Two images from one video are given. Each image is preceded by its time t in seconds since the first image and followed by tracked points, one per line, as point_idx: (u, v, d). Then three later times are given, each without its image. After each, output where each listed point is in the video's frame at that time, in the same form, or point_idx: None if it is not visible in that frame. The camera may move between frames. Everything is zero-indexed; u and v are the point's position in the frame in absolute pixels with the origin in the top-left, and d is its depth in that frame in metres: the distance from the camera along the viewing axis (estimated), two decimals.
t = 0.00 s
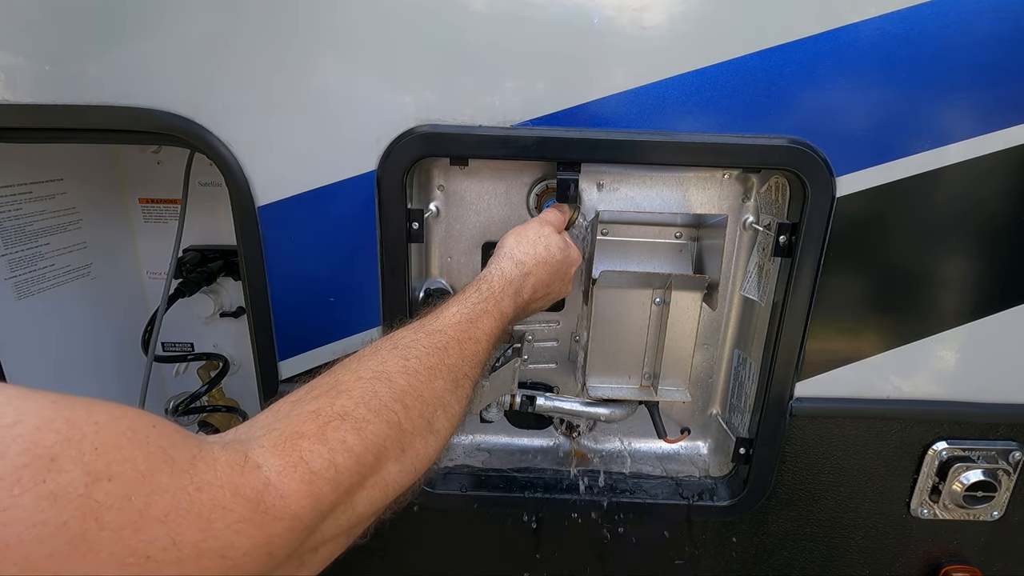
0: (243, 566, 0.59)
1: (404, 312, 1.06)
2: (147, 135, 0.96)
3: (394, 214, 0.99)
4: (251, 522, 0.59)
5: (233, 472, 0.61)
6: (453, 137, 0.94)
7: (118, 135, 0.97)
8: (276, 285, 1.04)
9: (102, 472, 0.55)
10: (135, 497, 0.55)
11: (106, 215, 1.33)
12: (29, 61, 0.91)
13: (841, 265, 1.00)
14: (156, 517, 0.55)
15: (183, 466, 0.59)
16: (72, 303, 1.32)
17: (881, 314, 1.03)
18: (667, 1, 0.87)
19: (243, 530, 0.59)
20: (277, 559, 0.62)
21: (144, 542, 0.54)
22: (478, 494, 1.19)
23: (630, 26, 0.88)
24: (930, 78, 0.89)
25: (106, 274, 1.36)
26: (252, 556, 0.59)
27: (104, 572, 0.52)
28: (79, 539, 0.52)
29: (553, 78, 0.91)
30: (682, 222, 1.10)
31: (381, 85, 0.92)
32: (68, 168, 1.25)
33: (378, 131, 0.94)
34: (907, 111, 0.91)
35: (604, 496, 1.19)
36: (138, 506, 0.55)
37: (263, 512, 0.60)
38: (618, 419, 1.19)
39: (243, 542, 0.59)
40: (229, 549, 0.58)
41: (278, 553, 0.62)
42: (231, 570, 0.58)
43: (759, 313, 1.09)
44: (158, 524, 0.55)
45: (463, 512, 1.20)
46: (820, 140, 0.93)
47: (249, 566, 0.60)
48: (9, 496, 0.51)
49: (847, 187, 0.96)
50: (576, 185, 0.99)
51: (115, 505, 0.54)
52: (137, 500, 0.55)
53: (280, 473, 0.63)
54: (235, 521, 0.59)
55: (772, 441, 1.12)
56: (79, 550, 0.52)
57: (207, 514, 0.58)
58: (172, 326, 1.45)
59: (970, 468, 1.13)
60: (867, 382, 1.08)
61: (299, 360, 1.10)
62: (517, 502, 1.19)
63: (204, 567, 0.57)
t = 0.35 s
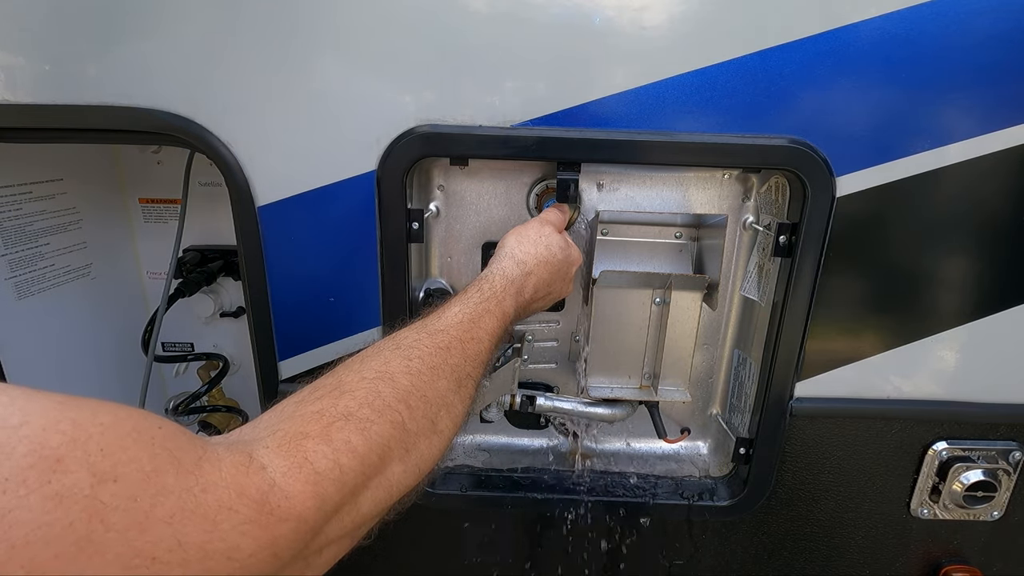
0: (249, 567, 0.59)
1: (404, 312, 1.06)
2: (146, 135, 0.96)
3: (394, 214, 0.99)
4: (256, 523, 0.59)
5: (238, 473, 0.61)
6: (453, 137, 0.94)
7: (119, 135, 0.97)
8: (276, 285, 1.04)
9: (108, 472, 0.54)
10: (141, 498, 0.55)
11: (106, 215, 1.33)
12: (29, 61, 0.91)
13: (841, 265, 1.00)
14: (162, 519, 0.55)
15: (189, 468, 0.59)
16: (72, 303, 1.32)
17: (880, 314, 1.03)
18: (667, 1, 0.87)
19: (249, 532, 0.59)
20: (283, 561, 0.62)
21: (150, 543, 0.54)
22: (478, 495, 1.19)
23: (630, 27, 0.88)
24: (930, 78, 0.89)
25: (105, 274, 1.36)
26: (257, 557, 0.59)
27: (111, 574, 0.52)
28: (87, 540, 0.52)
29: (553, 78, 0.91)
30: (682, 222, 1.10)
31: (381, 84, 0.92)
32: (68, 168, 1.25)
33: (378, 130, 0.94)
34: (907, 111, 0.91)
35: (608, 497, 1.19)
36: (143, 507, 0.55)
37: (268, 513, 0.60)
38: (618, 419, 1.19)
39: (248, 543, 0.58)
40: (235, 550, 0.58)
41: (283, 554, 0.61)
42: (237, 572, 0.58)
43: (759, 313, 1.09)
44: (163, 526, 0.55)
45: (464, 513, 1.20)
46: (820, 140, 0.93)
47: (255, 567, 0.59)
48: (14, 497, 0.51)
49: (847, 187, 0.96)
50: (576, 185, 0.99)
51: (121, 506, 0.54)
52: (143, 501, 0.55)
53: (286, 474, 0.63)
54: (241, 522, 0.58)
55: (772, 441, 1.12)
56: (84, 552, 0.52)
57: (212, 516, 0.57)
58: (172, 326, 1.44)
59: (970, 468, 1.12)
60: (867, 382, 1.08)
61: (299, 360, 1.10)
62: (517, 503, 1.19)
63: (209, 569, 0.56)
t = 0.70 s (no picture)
0: (209, 532, 0.59)
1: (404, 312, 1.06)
2: (146, 135, 0.96)
3: (393, 214, 0.99)
4: (214, 486, 0.59)
5: (196, 437, 0.62)
6: (453, 137, 0.94)
7: (119, 135, 0.96)
8: (275, 285, 1.04)
9: (54, 432, 0.56)
10: (88, 459, 0.57)
11: (106, 215, 1.33)
12: (29, 61, 0.91)
13: (841, 264, 1.00)
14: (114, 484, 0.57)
15: (145, 432, 0.60)
16: (72, 303, 1.32)
17: (881, 313, 1.03)
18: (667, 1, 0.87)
19: (206, 494, 0.59)
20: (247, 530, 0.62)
21: (97, 504, 0.56)
22: (477, 495, 1.19)
23: (630, 26, 0.88)
24: (930, 78, 0.89)
25: (105, 274, 1.37)
26: (216, 521, 0.59)
27: (55, 531, 0.55)
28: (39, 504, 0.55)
29: (552, 78, 0.91)
30: (682, 222, 1.10)
31: (381, 84, 0.92)
32: (68, 168, 1.25)
33: (378, 130, 0.94)
34: (907, 111, 0.91)
35: (604, 497, 1.20)
36: (90, 467, 0.56)
37: (228, 477, 0.60)
38: (619, 419, 1.18)
39: (206, 506, 0.59)
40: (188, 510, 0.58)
41: (247, 519, 0.61)
42: (195, 535, 0.58)
43: (759, 313, 1.09)
44: (111, 486, 0.56)
45: (462, 512, 1.21)
46: (820, 139, 0.93)
47: (215, 532, 0.59)
48: None
49: (847, 187, 0.95)
50: (576, 185, 0.99)
51: (66, 466, 0.56)
52: (90, 461, 0.56)
53: (251, 439, 0.63)
54: (198, 484, 0.59)
55: (772, 441, 1.12)
56: (27, 508, 0.55)
57: (167, 478, 0.58)
58: (171, 325, 1.44)
59: (970, 468, 1.12)
60: (867, 382, 1.08)
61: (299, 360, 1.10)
62: (516, 502, 1.20)
63: (164, 530, 0.57)
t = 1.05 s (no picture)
0: (169, 494, 0.58)
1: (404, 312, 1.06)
2: (148, 136, 0.96)
3: (393, 214, 0.99)
4: (175, 447, 0.59)
5: (160, 401, 0.62)
6: (454, 137, 0.94)
7: (118, 134, 0.96)
8: (275, 284, 1.04)
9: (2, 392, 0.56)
10: (38, 417, 0.56)
11: (107, 216, 1.34)
12: (29, 62, 0.91)
13: (841, 264, 1.01)
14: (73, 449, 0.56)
15: (98, 392, 0.60)
16: (72, 304, 1.32)
17: (880, 313, 1.03)
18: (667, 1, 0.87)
19: (164, 454, 0.58)
20: (212, 495, 0.61)
21: (47, 461, 0.54)
22: (477, 495, 1.19)
23: (630, 27, 0.88)
24: (930, 79, 0.89)
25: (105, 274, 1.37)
26: (177, 483, 0.58)
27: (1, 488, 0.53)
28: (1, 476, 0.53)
29: (552, 78, 0.91)
30: (682, 222, 1.10)
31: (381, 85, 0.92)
32: (69, 168, 1.25)
33: (378, 130, 0.94)
34: (907, 111, 0.91)
35: (604, 496, 1.20)
36: (40, 425, 0.56)
37: (188, 438, 0.60)
38: (619, 420, 1.18)
39: (164, 467, 0.58)
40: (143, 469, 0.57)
41: (211, 485, 0.60)
42: (154, 496, 0.57)
43: (759, 313, 1.09)
44: (63, 444, 0.56)
45: (462, 512, 1.20)
46: (820, 139, 0.93)
47: (175, 494, 0.58)
48: None
49: (847, 187, 0.96)
50: (576, 185, 0.99)
51: (14, 424, 0.55)
52: (39, 419, 0.56)
53: (218, 403, 0.63)
54: (156, 444, 0.58)
55: (772, 441, 1.12)
56: None
57: (122, 438, 0.58)
58: (171, 326, 1.45)
59: (970, 469, 1.12)
60: (867, 382, 1.08)
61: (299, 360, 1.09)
62: (514, 502, 1.20)
63: (120, 490, 0.56)
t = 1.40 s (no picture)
0: (195, 496, 0.57)
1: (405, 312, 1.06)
2: (149, 136, 0.96)
3: (393, 214, 0.99)
4: (199, 447, 0.57)
5: (183, 400, 0.61)
6: (453, 137, 0.94)
7: (118, 135, 0.96)
8: (275, 285, 1.04)
9: (18, 393, 0.54)
10: (57, 418, 0.54)
11: (105, 215, 1.33)
12: (29, 61, 0.91)
13: (841, 264, 1.00)
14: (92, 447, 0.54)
15: (120, 392, 0.59)
16: (72, 304, 1.32)
17: (880, 313, 1.03)
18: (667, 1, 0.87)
19: (190, 455, 0.57)
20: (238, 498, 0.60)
21: (68, 465, 0.53)
22: (477, 495, 1.19)
23: (631, 27, 0.88)
24: (930, 79, 0.89)
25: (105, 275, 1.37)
26: (203, 484, 0.57)
27: (21, 493, 0.51)
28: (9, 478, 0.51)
29: (552, 78, 0.91)
30: (682, 222, 1.10)
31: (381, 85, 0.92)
32: (68, 168, 1.25)
33: (378, 130, 0.94)
34: (907, 111, 0.91)
35: (603, 496, 1.19)
36: (60, 427, 0.54)
37: (214, 437, 0.59)
38: (619, 419, 1.18)
39: (190, 468, 0.56)
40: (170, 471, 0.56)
41: (237, 486, 0.59)
42: (180, 499, 0.56)
43: (759, 313, 1.09)
44: (85, 446, 0.54)
45: (463, 512, 1.20)
46: (820, 139, 0.93)
47: (201, 496, 0.57)
48: None
49: (847, 187, 0.95)
50: (576, 185, 0.99)
51: (32, 425, 0.53)
52: (59, 421, 0.54)
53: (241, 401, 0.62)
54: (181, 445, 0.57)
55: (772, 441, 1.12)
56: None
57: (146, 439, 0.56)
58: (171, 326, 1.45)
59: (970, 468, 1.12)
60: (867, 382, 1.08)
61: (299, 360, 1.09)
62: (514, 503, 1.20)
63: (145, 493, 0.54)
